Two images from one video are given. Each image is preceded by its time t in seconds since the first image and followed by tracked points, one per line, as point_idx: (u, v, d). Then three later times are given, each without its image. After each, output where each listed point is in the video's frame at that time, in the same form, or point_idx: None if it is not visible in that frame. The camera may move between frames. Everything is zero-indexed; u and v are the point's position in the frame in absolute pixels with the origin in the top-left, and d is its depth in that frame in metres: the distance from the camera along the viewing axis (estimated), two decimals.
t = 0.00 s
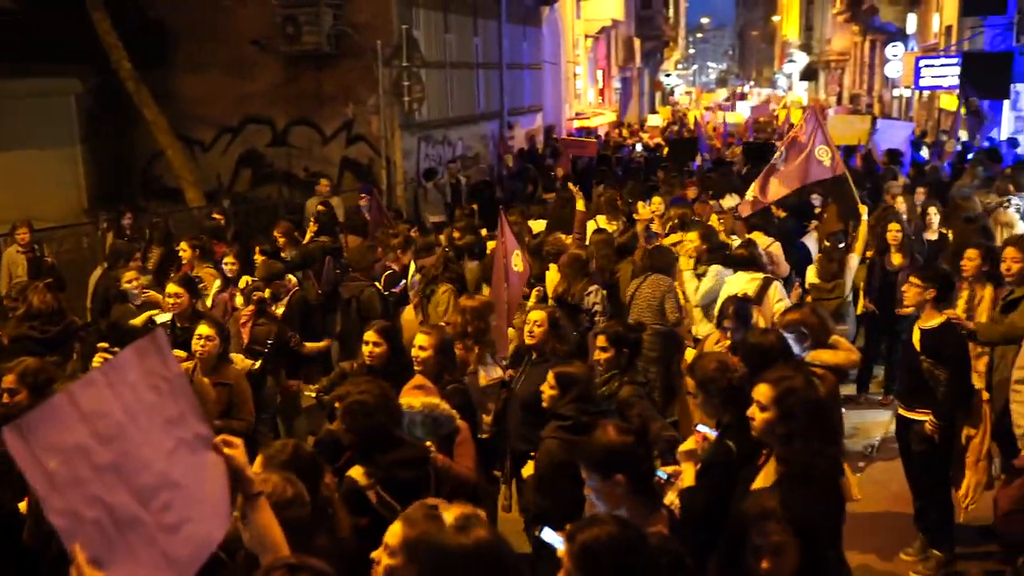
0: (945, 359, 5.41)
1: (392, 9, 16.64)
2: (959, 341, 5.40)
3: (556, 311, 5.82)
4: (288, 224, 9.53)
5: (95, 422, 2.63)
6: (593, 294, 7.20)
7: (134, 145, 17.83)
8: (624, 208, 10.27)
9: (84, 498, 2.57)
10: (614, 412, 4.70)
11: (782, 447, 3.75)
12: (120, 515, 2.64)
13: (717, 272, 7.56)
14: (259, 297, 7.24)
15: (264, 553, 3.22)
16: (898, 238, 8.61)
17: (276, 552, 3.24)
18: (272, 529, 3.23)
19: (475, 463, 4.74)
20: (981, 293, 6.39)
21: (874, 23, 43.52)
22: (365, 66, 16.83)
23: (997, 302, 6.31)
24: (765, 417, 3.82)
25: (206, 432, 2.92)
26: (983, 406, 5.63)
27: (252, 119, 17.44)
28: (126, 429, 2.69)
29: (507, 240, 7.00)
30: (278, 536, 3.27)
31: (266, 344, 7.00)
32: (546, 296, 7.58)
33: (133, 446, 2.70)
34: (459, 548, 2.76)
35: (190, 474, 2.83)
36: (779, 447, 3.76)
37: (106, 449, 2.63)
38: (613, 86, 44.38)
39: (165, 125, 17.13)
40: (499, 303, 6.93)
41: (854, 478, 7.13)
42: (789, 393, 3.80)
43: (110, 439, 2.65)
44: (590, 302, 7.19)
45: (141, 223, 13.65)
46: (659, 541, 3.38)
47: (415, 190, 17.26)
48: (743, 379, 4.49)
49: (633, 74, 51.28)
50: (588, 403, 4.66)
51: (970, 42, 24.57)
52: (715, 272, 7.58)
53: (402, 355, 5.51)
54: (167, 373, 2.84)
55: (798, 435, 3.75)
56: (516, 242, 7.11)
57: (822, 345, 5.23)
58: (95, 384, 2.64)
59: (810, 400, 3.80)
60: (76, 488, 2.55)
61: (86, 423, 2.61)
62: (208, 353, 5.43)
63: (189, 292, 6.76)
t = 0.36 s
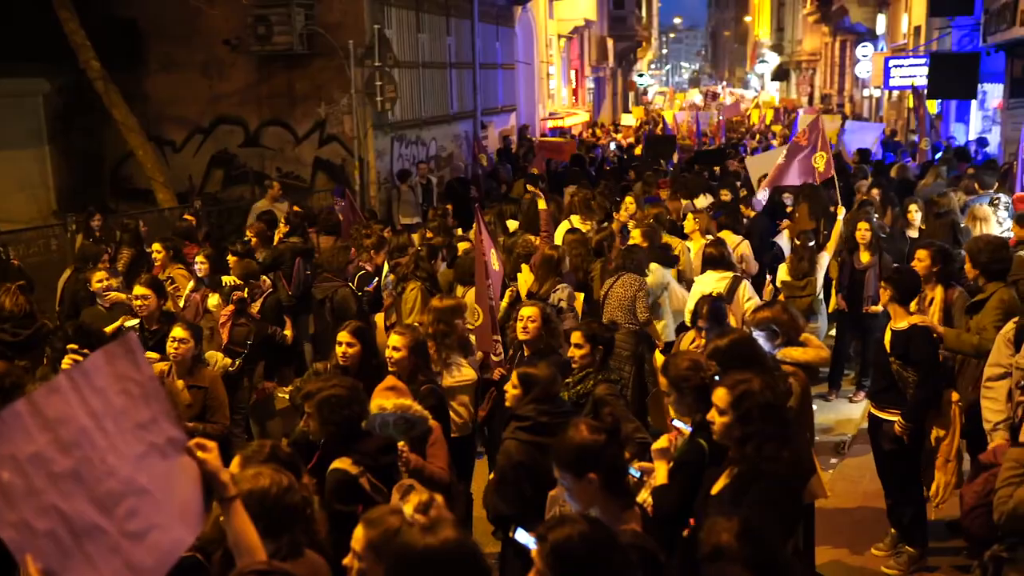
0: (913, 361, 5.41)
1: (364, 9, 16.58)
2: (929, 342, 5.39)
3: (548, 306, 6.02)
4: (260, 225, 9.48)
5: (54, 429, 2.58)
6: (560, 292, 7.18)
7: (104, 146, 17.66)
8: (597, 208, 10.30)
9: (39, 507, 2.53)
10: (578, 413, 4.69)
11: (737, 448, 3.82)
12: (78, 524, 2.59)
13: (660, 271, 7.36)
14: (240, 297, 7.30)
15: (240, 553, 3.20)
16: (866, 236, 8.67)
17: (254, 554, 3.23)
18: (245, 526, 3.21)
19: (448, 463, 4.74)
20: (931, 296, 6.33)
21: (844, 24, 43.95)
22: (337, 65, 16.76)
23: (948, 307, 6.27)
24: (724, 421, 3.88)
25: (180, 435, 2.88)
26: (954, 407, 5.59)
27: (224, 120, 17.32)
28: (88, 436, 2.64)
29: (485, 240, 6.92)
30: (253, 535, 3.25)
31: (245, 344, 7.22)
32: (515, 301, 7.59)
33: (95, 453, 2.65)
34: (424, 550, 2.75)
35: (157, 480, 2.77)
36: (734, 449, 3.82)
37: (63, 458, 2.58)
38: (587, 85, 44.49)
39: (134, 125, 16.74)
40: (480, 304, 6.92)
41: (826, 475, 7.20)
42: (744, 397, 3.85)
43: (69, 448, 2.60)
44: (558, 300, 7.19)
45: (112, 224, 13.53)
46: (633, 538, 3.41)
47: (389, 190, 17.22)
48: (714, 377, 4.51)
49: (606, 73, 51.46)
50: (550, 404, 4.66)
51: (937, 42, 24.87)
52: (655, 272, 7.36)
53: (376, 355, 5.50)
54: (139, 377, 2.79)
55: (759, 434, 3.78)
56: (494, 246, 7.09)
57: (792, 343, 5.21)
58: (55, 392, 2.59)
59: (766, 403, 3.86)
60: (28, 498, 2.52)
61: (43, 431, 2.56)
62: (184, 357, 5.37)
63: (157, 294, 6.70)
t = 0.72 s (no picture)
0: (895, 360, 5.47)
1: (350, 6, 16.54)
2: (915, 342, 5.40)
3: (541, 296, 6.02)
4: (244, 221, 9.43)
5: (35, 432, 2.44)
6: (552, 292, 7.14)
7: (89, 141, 17.58)
8: (583, 205, 10.30)
9: (13, 514, 2.39)
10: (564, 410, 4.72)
11: (707, 451, 3.78)
12: (49, 532, 2.46)
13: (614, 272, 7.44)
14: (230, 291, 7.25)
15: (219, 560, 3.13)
16: (851, 234, 8.72)
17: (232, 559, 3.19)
18: (222, 530, 3.15)
19: (434, 461, 4.75)
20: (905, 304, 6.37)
21: (830, 23, 44.17)
22: (323, 62, 16.70)
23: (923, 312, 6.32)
24: (698, 423, 3.89)
25: (153, 438, 2.80)
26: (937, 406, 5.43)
27: (209, 116, 17.25)
28: (69, 437, 2.52)
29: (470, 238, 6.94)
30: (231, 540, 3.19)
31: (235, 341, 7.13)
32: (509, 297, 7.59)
33: (72, 456, 2.52)
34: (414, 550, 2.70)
35: (131, 485, 2.67)
36: (705, 454, 3.79)
37: (42, 461, 2.44)
38: (574, 83, 44.52)
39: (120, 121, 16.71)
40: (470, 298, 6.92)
41: (811, 471, 7.24)
42: (721, 400, 3.85)
43: (48, 450, 2.47)
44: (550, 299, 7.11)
45: (97, 221, 13.46)
46: (617, 535, 3.41)
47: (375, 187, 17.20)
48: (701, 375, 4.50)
49: (594, 71, 51.53)
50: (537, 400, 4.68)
51: (922, 42, 25.03)
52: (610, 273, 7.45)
53: (362, 353, 5.49)
54: (119, 376, 2.71)
55: (733, 437, 3.78)
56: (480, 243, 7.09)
57: (777, 340, 5.22)
58: (42, 391, 2.46)
59: (741, 408, 3.87)
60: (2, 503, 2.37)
61: (24, 432, 2.42)
62: (166, 353, 5.35)
63: (139, 291, 6.67)
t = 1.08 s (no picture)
0: (885, 356, 5.49)
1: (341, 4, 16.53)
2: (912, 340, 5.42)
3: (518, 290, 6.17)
4: (235, 220, 9.39)
5: (10, 424, 2.50)
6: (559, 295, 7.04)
7: (79, 142, 17.44)
8: (575, 203, 10.30)
9: None
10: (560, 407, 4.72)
11: (686, 457, 3.75)
12: (25, 525, 2.48)
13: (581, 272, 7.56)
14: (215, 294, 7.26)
15: (205, 563, 3.17)
16: (844, 232, 8.74)
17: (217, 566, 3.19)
18: (208, 531, 3.17)
19: (427, 459, 4.75)
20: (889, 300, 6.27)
21: (821, 21, 44.28)
22: (314, 60, 16.70)
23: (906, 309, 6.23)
24: (678, 427, 3.85)
25: (141, 429, 2.90)
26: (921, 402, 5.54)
27: (200, 115, 17.19)
28: (45, 429, 2.58)
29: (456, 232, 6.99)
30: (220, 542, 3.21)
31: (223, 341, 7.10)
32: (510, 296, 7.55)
33: (50, 449, 2.58)
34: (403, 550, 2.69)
35: (111, 476, 2.75)
36: (684, 458, 3.76)
37: (16, 453, 2.50)
38: (566, 82, 44.48)
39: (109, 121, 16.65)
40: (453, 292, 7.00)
41: (803, 467, 7.28)
42: (702, 405, 3.82)
43: (23, 443, 2.52)
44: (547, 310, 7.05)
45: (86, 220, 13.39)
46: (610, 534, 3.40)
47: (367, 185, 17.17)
48: (695, 373, 4.49)
49: (586, 69, 51.51)
50: (531, 393, 4.70)
51: (912, 39, 25.14)
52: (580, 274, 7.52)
53: (354, 351, 5.48)
54: (105, 371, 2.80)
55: (711, 443, 3.75)
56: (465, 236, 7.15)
57: (768, 337, 5.22)
58: (15, 382, 2.53)
59: (722, 413, 3.84)
60: None
61: None
62: (151, 352, 5.36)
63: (131, 292, 6.66)
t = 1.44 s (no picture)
0: (880, 351, 5.54)
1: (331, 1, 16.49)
2: (900, 339, 5.48)
3: (502, 284, 6.22)
4: (225, 219, 9.36)
5: None
6: (557, 297, 6.97)
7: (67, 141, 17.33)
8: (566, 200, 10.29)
9: None
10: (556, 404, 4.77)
11: (669, 456, 3.74)
12: (4, 531, 2.46)
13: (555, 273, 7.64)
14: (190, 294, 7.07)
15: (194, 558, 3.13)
16: (836, 228, 8.79)
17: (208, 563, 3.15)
18: (196, 528, 3.13)
19: (419, 456, 4.75)
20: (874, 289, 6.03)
21: (811, 18, 44.39)
22: (304, 58, 16.66)
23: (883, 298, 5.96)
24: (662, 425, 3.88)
25: (128, 433, 2.85)
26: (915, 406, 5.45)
27: (190, 114, 17.13)
28: (24, 440, 2.52)
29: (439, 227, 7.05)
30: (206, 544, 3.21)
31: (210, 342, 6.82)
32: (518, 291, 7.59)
33: (31, 456, 2.53)
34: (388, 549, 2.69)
35: (95, 482, 2.70)
36: (667, 456, 3.76)
37: None
38: (557, 79, 44.46)
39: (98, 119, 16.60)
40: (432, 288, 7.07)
41: (795, 464, 7.29)
42: (684, 405, 3.81)
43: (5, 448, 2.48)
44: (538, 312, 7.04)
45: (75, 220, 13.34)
46: (600, 529, 3.41)
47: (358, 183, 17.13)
48: (687, 370, 4.55)
49: (576, 67, 51.51)
50: (523, 393, 4.74)
51: (902, 35, 25.22)
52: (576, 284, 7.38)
53: (345, 349, 5.48)
54: (91, 375, 2.75)
55: (691, 445, 3.70)
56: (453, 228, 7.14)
57: (758, 333, 5.22)
58: None
59: (704, 415, 3.78)
60: None
61: None
62: (126, 351, 5.33)
63: (123, 290, 6.64)
